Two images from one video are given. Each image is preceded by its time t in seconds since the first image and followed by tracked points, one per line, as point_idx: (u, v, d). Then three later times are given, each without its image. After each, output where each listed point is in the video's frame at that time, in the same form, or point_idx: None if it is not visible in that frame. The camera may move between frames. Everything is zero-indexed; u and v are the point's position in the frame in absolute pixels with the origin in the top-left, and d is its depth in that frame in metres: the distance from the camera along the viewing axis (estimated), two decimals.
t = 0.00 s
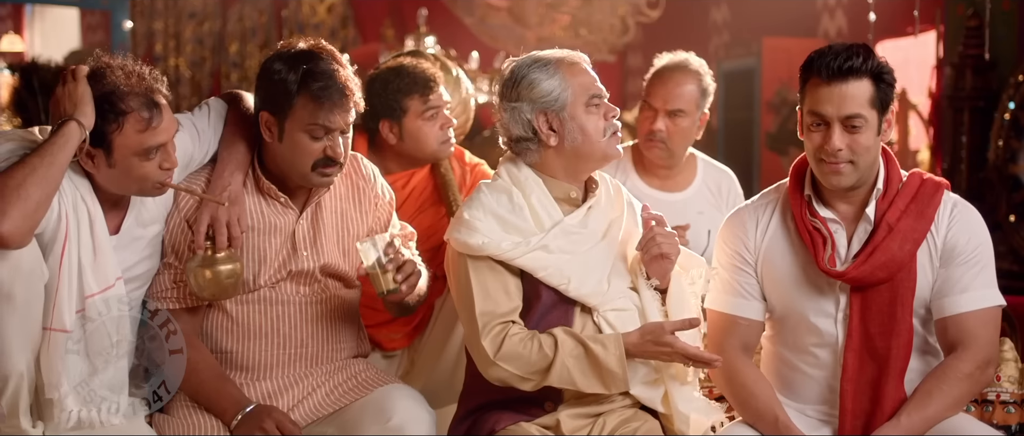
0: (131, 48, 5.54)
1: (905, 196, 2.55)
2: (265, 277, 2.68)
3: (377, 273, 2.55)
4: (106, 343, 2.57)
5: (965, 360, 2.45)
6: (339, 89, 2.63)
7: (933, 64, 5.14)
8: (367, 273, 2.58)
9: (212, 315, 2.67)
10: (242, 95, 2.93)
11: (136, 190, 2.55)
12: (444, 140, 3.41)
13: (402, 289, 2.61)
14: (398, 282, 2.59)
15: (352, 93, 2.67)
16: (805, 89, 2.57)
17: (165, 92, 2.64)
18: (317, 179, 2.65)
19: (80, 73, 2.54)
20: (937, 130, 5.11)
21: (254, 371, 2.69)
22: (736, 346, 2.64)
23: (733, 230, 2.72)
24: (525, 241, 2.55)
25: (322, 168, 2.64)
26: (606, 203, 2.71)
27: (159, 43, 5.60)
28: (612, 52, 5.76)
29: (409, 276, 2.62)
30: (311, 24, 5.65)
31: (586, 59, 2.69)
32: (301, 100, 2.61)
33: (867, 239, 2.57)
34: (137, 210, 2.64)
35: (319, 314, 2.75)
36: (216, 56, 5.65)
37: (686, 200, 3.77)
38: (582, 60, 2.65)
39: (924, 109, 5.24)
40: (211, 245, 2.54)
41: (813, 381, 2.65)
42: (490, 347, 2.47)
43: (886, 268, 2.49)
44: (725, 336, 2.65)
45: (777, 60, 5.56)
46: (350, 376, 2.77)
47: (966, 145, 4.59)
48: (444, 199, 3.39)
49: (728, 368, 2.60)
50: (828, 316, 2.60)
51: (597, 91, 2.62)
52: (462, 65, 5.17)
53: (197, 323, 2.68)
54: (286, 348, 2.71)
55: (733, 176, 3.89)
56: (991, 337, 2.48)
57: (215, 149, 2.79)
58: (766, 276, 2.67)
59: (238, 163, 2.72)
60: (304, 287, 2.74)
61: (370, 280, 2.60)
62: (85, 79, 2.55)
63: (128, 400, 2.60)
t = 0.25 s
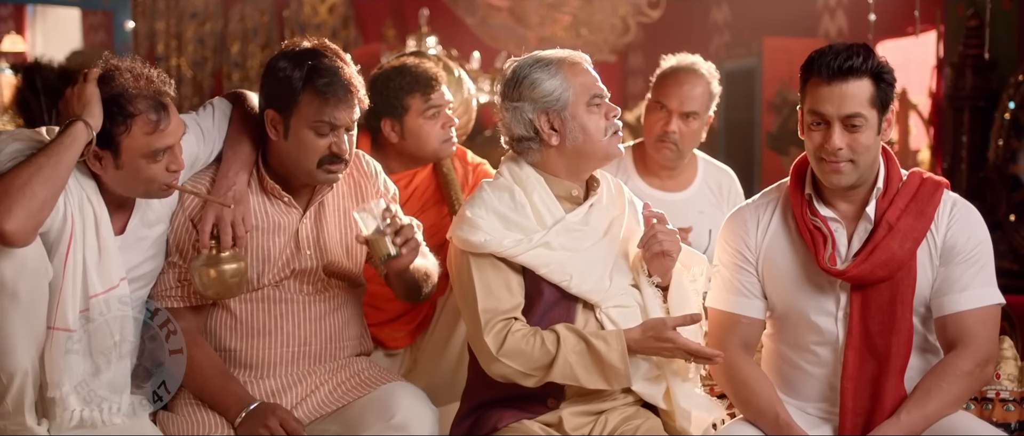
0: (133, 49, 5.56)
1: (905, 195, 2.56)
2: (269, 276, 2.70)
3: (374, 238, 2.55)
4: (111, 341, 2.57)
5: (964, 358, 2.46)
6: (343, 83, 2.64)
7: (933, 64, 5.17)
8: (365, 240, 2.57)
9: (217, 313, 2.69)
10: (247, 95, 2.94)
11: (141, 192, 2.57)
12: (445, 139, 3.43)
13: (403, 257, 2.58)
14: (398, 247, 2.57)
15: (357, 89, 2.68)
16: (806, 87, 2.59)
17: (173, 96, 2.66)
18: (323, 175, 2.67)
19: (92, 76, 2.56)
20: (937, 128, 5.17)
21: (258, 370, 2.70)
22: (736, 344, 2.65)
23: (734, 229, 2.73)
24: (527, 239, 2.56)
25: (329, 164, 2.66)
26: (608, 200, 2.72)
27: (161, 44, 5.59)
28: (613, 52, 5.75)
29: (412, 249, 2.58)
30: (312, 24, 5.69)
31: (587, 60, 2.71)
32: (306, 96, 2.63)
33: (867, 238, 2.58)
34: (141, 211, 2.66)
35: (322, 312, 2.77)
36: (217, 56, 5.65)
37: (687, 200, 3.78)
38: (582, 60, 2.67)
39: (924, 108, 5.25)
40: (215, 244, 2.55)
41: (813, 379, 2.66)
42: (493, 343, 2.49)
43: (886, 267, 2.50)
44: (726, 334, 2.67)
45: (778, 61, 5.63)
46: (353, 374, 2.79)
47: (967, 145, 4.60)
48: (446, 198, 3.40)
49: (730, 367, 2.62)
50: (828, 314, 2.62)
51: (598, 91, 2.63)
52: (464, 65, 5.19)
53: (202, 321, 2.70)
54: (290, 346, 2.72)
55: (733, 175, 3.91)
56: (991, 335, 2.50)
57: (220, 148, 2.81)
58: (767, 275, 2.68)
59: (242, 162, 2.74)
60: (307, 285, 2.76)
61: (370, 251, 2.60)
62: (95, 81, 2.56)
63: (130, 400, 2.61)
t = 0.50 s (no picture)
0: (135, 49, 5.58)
1: (905, 194, 2.58)
2: (273, 274, 2.72)
3: (371, 197, 2.58)
4: (116, 339, 2.58)
5: (964, 357, 2.48)
6: (349, 82, 2.66)
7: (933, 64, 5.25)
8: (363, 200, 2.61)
9: (221, 312, 2.71)
10: (251, 94, 2.96)
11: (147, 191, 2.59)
12: (447, 138, 3.44)
13: (402, 217, 2.61)
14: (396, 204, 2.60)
15: (361, 86, 2.71)
16: (806, 87, 2.60)
17: (176, 94, 2.67)
18: (334, 174, 2.68)
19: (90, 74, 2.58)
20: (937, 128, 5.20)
21: (262, 367, 2.72)
22: (738, 343, 2.67)
23: (735, 228, 2.75)
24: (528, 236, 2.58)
25: (339, 162, 2.67)
26: (608, 197, 2.74)
27: (163, 44, 5.62)
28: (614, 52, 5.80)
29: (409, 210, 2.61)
30: (314, 24, 5.71)
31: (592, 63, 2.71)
32: (312, 94, 2.65)
33: (868, 236, 2.60)
34: (147, 210, 2.68)
35: (326, 311, 2.78)
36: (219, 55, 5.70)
37: (689, 200, 3.80)
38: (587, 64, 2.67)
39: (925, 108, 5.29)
40: (220, 243, 2.57)
41: (814, 377, 2.68)
42: (493, 337, 2.50)
43: (886, 266, 2.51)
44: (727, 333, 2.69)
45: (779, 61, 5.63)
46: (356, 373, 2.80)
47: (967, 145, 4.62)
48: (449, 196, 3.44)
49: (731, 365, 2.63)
50: (829, 312, 2.63)
51: (603, 97, 2.64)
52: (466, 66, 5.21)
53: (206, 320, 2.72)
54: (294, 344, 2.74)
55: (734, 175, 3.93)
56: (990, 334, 2.51)
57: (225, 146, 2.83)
58: (768, 273, 2.70)
59: (247, 162, 2.75)
60: (311, 284, 2.78)
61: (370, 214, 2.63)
62: (94, 80, 2.58)
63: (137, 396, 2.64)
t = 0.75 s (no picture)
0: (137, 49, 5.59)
1: (905, 194, 2.59)
2: (277, 274, 2.73)
3: (371, 179, 2.61)
4: (119, 338, 2.59)
5: (964, 355, 2.49)
6: (352, 82, 2.68)
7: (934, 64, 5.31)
8: (362, 181, 2.65)
9: (225, 311, 2.73)
10: (255, 94, 2.97)
11: (152, 191, 2.60)
12: (449, 139, 3.45)
13: (401, 197, 2.68)
14: (394, 182, 2.65)
15: (366, 87, 2.73)
16: (807, 87, 2.62)
17: (181, 93, 2.69)
18: (340, 174, 2.70)
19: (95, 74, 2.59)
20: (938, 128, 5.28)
21: (266, 366, 2.74)
22: (739, 342, 2.69)
23: (735, 227, 2.76)
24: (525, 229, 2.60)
25: (345, 162, 2.68)
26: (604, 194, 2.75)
27: (165, 44, 5.67)
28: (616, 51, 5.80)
29: (408, 186, 2.67)
30: (315, 25, 5.72)
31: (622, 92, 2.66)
32: (317, 94, 2.66)
33: (868, 236, 2.61)
34: (153, 209, 2.70)
35: (329, 310, 2.79)
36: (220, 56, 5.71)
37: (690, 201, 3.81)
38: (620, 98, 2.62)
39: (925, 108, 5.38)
40: (225, 242, 2.59)
41: (815, 375, 2.69)
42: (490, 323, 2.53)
43: (886, 265, 2.53)
44: (729, 332, 2.70)
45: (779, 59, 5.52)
46: (359, 372, 2.82)
47: (968, 144, 4.64)
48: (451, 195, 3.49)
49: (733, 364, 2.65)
50: (829, 311, 2.65)
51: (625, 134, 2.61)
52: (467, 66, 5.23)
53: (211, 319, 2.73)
54: (297, 343, 2.75)
55: (735, 175, 3.95)
56: (990, 332, 2.53)
57: (228, 146, 2.85)
58: (769, 272, 2.71)
59: (251, 161, 2.77)
60: (315, 283, 2.79)
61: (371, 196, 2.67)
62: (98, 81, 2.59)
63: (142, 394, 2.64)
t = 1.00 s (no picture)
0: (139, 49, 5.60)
1: (906, 194, 2.60)
2: (279, 273, 2.74)
3: (375, 171, 2.64)
4: (123, 338, 2.60)
5: (964, 354, 2.51)
6: (359, 80, 2.70)
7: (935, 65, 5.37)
8: (366, 174, 2.67)
9: (228, 311, 2.74)
10: (258, 95, 2.99)
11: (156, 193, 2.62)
12: (452, 138, 3.47)
13: (403, 191, 2.72)
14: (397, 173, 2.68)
15: (371, 84, 2.75)
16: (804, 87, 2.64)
17: (187, 97, 2.70)
18: (345, 171, 2.71)
19: (105, 77, 2.62)
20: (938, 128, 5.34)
21: (270, 366, 2.75)
22: (740, 340, 2.70)
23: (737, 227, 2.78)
24: (527, 229, 2.61)
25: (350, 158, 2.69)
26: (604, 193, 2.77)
27: (167, 44, 5.63)
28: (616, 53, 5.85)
29: (410, 177, 2.71)
30: (317, 25, 5.73)
31: (612, 80, 2.69)
32: (325, 90, 2.68)
33: (868, 235, 2.63)
34: (155, 210, 2.71)
35: (332, 309, 2.80)
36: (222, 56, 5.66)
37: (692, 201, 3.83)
38: (609, 84, 2.65)
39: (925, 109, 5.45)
40: (228, 242, 2.60)
41: (815, 375, 2.71)
42: (510, 331, 2.54)
43: (887, 265, 2.54)
44: (730, 331, 2.72)
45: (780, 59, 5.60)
46: (362, 371, 2.83)
47: (968, 145, 4.66)
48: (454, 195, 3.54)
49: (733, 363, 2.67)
50: (829, 310, 2.66)
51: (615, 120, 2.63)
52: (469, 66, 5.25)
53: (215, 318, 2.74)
54: (300, 342, 2.76)
55: (737, 175, 3.96)
56: (990, 332, 2.54)
57: (231, 146, 2.87)
58: (770, 271, 2.72)
59: (254, 161, 2.79)
60: (318, 282, 2.80)
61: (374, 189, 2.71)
62: (110, 82, 2.61)
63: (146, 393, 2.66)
